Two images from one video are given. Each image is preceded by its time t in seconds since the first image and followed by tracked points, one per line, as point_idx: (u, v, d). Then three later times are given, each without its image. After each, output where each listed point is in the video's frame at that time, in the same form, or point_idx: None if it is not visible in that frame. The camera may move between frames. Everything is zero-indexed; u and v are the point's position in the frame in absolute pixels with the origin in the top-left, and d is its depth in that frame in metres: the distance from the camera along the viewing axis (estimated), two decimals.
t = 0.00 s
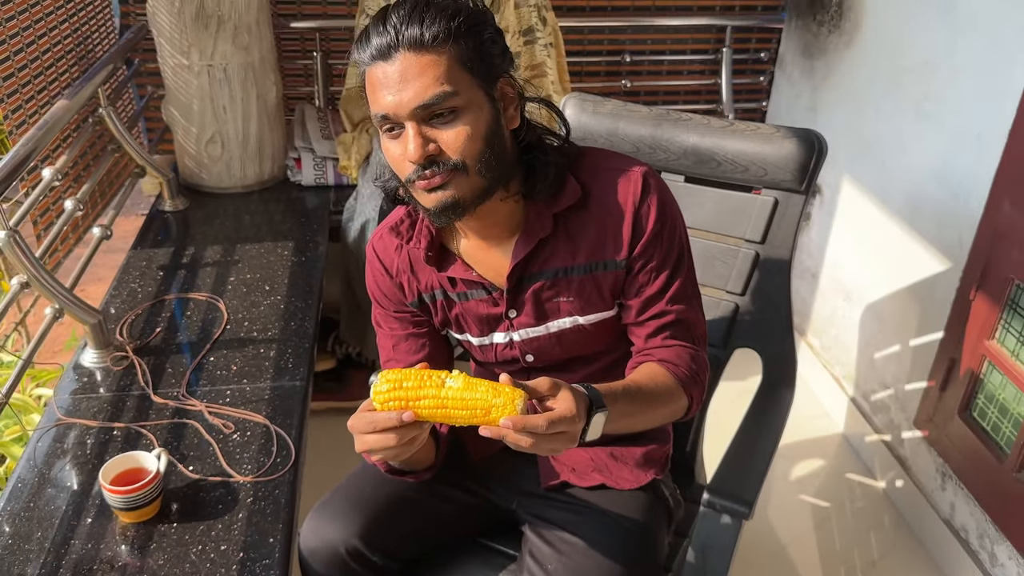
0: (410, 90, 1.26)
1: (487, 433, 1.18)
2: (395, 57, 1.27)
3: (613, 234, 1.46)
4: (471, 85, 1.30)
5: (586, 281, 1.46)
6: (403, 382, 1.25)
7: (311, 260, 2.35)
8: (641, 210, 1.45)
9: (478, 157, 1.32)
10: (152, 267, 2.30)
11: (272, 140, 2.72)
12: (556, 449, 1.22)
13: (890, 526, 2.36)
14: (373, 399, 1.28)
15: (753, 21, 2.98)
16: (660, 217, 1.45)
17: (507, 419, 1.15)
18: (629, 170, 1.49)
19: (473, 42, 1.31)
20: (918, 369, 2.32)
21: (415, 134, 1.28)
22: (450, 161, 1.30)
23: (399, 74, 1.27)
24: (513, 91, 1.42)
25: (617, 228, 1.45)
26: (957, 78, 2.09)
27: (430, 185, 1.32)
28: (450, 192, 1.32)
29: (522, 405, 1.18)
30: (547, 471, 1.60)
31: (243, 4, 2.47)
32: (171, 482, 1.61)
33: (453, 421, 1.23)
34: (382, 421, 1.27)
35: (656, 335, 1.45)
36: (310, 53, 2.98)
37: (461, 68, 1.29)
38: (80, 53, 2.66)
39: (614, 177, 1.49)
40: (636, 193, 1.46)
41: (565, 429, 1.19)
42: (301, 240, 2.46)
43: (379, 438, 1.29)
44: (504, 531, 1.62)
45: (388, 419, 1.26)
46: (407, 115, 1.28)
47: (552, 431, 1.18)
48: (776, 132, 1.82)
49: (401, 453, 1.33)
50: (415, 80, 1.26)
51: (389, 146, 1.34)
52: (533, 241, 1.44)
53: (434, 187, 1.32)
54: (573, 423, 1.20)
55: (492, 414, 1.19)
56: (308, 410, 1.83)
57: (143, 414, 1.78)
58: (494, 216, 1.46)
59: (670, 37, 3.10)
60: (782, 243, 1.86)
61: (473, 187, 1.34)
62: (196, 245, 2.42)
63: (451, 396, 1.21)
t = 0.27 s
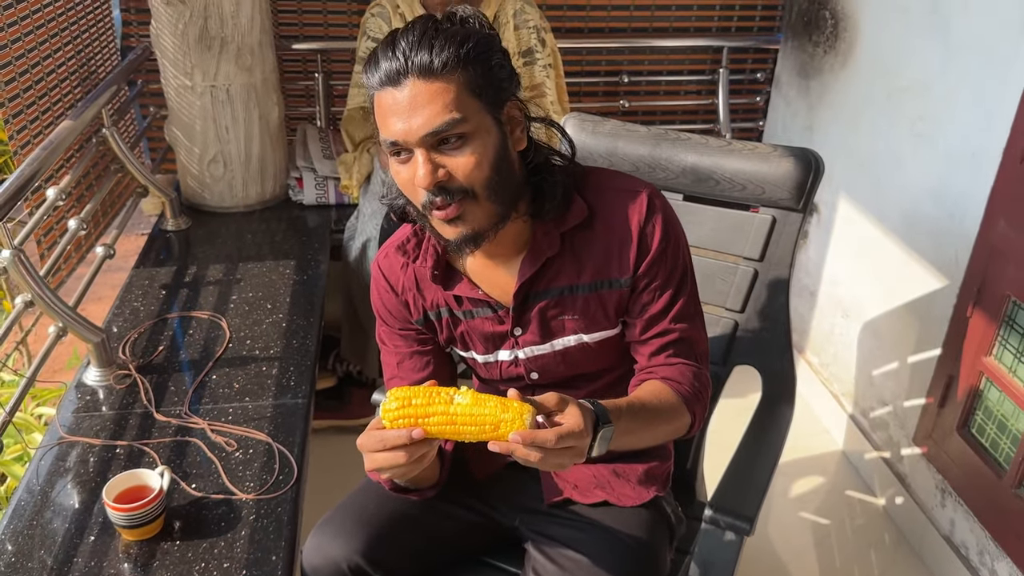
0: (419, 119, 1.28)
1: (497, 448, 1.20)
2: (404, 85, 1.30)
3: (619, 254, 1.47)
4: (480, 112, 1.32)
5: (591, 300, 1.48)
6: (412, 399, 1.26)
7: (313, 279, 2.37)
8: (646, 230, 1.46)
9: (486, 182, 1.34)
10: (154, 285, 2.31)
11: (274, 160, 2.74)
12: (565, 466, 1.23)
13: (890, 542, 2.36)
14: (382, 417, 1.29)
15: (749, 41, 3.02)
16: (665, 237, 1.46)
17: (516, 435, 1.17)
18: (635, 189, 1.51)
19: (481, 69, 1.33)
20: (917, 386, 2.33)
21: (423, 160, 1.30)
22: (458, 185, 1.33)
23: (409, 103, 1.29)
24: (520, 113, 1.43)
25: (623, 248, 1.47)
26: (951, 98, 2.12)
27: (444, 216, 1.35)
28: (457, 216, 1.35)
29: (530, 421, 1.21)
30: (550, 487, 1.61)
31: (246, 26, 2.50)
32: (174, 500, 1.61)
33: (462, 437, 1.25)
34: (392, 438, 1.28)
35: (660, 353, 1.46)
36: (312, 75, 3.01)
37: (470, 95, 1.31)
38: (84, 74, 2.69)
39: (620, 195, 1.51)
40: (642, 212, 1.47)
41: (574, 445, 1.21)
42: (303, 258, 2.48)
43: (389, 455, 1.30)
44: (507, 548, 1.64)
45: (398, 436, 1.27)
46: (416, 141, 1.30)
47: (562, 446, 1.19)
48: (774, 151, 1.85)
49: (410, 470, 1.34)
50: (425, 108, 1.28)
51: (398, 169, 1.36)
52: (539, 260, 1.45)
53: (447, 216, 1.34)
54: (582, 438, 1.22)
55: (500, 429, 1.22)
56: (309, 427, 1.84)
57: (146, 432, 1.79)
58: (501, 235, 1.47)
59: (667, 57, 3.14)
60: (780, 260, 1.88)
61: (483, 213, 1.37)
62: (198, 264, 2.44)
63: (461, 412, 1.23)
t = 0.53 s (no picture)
0: (416, 140, 1.26)
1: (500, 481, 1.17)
2: (398, 106, 1.28)
3: (624, 275, 1.45)
4: (477, 131, 1.29)
5: (596, 321, 1.45)
6: (414, 430, 1.23)
7: (310, 293, 2.34)
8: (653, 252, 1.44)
9: (486, 200, 1.32)
10: (148, 298, 2.28)
11: (271, 171, 2.71)
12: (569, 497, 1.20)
13: (894, 562, 2.33)
14: (382, 447, 1.25)
15: (750, 54, 3.00)
16: (672, 259, 1.44)
17: (521, 470, 1.13)
18: (641, 209, 1.48)
19: (478, 86, 1.30)
20: (921, 404, 2.30)
21: (420, 183, 1.28)
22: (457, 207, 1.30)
23: (405, 125, 1.27)
24: (521, 130, 1.40)
25: (628, 269, 1.44)
26: (956, 113, 2.09)
27: (438, 232, 1.31)
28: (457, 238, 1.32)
29: (535, 453, 1.16)
30: (549, 510, 1.58)
31: (244, 36, 2.48)
32: (166, 520, 1.58)
33: (465, 468, 1.22)
34: (392, 469, 1.24)
35: (666, 376, 1.43)
36: (310, 85, 2.99)
37: (466, 114, 1.28)
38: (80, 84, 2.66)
39: (625, 215, 1.48)
40: (648, 233, 1.44)
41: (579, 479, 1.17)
42: (300, 272, 2.45)
43: (389, 485, 1.27)
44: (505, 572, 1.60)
45: (399, 467, 1.24)
46: (413, 164, 1.27)
47: (567, 481, 1.16)
48: (777, 165, 1.81)
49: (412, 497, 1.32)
50: (421, 128, 1.26)
51: (396, 193, 1.34)
52: (542, 280, 1.43)
53: (442, 234, 1.31)
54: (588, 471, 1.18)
55: (505, 463, 1.18)
56: (304, 445, 1.80)
57: (138, 450, 1.75)
58: (504, 255, 1.45)
59: (668, 69, 3.12)
60: (784, 277, 1.85)
61: (482, 231, 1.33)
62: (192, 277, 2.41)
63: (464, 444, 1.20)
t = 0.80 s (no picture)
0: (434, 147, 1.18)
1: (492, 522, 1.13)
2: (398, 116, 1.20)
3: (638, 285, 1.37)
4: (485, 129, 1.23)
5: (607, 335, 1.38)
6: (361, 430, 1.18)
7: (305, 299, 2.27)
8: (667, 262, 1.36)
9: (510, 197, 1.25)
10: (139, 304, 2.21)
11: (268, 172, 2.64)
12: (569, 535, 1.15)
13: None
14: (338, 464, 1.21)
15: (760, 56, 2.93)
16: (688, 270, 1.36)
17: (513, 526, 1.08)
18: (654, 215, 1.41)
19: (472, 84, 1.24)
20: (935, 420, 2.23)
21: (445, 191, 1.20)
22: (487, 208, 1.22)
23: (419, 134, 1.19)
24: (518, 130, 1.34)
25: (642, 279, 1.37)
26: (977, 120, 2.02)
27: (475, 241, 1.22)
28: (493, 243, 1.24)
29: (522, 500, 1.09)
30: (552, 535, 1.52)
31: (240, 34, 2.40)
32: (150, 541, 1.51)
33: (424, 437, 1.18)
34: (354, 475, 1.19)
35: (679, 396, 1.36)
36: (309, 84, 2.92)
37: (470, 113, 1.22)
38: (72, 82, 2.59)
39: (637, 222, 1.41)
40: (662, 242, 1.37)
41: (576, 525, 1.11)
42: (296, 277, 2.39)
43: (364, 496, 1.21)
44: None
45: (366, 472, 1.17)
46: (434, 172, 1.19)
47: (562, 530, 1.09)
48: (792, 174, 1.75)
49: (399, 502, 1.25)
50: (435, 134, 1.18)
51: (410, 213, 1.25)
52: (553, 291, 1.36)
53: (482, 242, 1.23)
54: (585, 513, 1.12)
55: (453, 404, 1.16)
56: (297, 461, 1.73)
57: (123, 465, 1.68)
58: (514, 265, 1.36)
59: (676, 71, 3.04)
60: (798, 290, 1.77)
61: (512, 228, 1.26)
62: (184, 282, 2.34)
63: (414, 412, 1.17)
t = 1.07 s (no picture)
0: (416, 141, 1.09)
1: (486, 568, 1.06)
2: (383, 105, 1.10)
3: (645, 298, 1.28)
4: (478, 126, 1.13)
5: (611, 349, 1.28)
6: (327, 441, 1.09)
7: (297, 298, 2.18)
8: (677, 274, 1.27)
9: (501, 202, 1.15)
10: (124, 302, 2.12)
11: (261, 165, 2.55)
12: None
13: None
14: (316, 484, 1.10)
15: (774, 49, 2.82)
16: (700, 281, 1.26)
17: None
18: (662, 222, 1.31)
19: (469, 75, 1.15)
20: (953, 433, 2.13)
21: (425, 189, 1.10)
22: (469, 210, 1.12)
23: (400, 124, 1.09)
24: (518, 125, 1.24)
25: (649, 291, 1.27)
26: (1004, 119, 1.92)
27: (451, 246, 1.12)
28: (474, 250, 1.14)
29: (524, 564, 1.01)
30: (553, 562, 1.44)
31: (233, 20, 2.30)
32: (125, 561, 1.42)
33: (394, 422, 1.10)
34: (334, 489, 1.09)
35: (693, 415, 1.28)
36: (306, 74, 2.82)
37: (462, 107, 1.12)
38: (58, 69, 2.50)
39: (644, 230, 1.31)
40: (671, 251, 1.27)
41: None
42: (288, 275, 2.30)
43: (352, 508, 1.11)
44: None
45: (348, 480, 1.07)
46: (414, 167, 1.10)
47: None
48: (812, 174, 1.64)
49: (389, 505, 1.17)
50: (418, 126, 1.09)
51: (391, 211, 1.16)
52: (552, 302, 1.26)
53: (457, 247, 1.13)
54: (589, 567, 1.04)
55: (409, 382, 1.10)
56: (283, 473, 1.64)
57: (100, 476, 1.59)
58: (510, 272, 1.27)
59: (686, 63, 2.94)
60: (815, 298, 1.68)
61: (499, 235, 1.16)
62: (172, 279, 2.25)
63: (373, 403, 1.09)
